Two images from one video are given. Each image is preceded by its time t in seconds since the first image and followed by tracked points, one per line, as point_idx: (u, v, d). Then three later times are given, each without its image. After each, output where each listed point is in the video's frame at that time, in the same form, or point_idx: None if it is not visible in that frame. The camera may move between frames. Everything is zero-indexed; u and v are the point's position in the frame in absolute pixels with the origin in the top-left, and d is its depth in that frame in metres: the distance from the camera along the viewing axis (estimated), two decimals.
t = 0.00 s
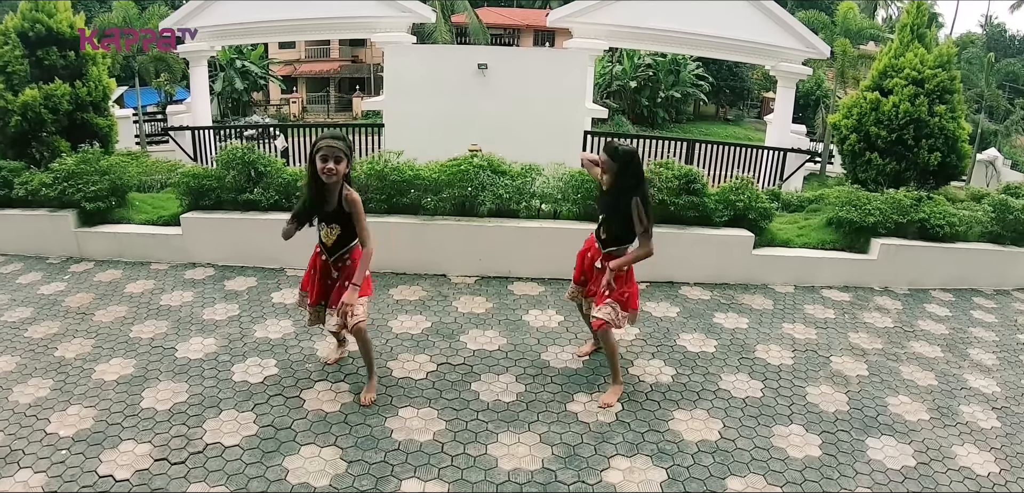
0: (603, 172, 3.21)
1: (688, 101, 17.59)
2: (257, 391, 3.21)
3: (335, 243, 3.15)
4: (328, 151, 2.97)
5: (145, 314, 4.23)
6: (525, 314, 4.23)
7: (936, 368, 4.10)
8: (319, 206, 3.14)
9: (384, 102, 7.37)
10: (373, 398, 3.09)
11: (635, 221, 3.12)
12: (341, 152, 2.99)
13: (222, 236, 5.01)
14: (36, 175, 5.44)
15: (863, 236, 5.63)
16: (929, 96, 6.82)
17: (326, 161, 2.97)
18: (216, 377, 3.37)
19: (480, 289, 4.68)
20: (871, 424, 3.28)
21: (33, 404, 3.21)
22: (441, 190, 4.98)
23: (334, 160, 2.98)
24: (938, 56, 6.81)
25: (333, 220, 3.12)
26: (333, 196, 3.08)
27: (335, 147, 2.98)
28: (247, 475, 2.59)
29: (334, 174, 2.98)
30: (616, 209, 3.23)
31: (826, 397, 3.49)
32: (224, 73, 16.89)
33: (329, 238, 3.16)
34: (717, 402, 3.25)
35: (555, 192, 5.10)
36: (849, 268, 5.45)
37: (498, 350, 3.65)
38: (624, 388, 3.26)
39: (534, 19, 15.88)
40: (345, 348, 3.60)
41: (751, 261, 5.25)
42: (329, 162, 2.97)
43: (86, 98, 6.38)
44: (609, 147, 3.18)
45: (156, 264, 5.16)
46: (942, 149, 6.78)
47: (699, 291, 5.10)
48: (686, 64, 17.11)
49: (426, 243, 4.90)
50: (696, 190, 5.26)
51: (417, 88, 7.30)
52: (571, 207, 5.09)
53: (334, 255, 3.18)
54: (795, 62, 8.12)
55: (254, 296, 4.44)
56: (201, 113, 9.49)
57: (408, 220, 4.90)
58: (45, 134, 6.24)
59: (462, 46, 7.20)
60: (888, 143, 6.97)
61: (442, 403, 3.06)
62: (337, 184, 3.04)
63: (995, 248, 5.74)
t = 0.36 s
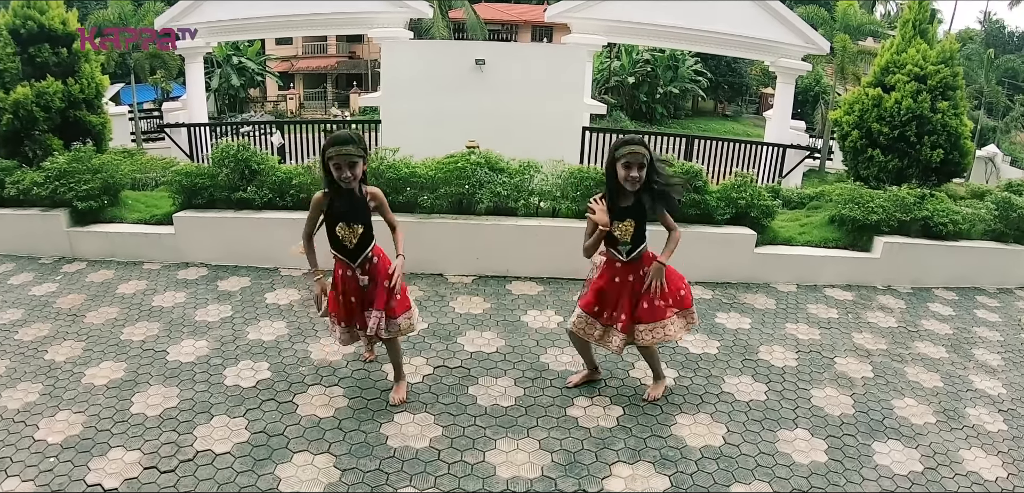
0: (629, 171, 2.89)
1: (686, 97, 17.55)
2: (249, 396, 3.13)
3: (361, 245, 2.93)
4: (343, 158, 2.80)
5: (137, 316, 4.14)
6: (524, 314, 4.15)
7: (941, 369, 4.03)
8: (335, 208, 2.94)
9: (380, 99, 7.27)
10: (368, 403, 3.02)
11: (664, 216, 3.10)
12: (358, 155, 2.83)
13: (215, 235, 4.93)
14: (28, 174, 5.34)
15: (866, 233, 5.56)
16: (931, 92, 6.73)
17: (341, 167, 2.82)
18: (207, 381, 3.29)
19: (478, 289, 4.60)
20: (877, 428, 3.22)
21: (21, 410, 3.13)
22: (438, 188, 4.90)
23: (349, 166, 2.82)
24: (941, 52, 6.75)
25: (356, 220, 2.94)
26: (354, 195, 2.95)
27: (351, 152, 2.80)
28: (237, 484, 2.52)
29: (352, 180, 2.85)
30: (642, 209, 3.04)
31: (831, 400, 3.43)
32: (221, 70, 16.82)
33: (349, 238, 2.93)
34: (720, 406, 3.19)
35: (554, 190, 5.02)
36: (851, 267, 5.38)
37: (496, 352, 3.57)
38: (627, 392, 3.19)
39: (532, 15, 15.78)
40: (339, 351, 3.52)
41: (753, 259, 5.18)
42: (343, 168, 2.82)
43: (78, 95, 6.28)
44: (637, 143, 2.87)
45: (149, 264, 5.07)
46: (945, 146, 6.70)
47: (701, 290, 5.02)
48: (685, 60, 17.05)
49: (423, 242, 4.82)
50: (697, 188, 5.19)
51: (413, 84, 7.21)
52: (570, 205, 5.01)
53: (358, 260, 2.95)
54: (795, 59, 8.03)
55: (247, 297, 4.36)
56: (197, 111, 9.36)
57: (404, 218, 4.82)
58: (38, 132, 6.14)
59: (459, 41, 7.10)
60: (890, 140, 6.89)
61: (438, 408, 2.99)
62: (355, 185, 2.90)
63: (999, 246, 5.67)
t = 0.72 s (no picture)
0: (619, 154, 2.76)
1: (684, 94, 17.53)
2: (243, 401, 3.07)
3: (341, 289, 2.79)
4: (323, 188, 2.70)
5: (130, 318, 4.07)
6: (522, 315, 4.09)
7: (945, 369, 3.98)
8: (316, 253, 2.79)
9: (377, 97, 7.21)
10: (363, 408, 2.96)
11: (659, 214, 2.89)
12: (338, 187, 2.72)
13: (209, 235, 4.86)
14: (20, 175, 5.26)
15: (867, 232, 5.50)
16: (932, 89, 6.70)
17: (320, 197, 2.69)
18: (200, 386, 3.23)
19: (475, 289, 4.54)
20: (882, 431, 3.17)
21: (10, 416, 3.07)
22: (434, 187, 4.84)
23: (331, 197, 2.70)
24: (942, 48, 6.72)
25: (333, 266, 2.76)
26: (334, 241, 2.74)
27: (334, 184, 2.72)
28: None
29: (328, 212, 2.68)
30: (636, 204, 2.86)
31: (834, 402, 3.38)
32: (217, 69, 16.49)
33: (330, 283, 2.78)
34: (723, 410, 3.14)
35: (552, 188, 4.96)
36: (853, 266, 5.33)
37: (494, 354, 3.51)
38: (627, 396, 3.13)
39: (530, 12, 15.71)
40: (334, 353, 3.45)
41: (754, 258, 5.12)
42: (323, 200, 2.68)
43: (71, 95, 6.17)
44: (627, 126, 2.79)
45: (142, 265, 5.00)
46: (946, 143, 6.66)
47: (701, 290, 4.97)
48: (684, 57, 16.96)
49: (419, 242, 4.76)
50: (697, 186, 5.13)
51: (409, 82, 7.14)
52: (568, 204, 4.95)
53: (336, 299, 2.81)
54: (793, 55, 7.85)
55: (241, 299, 4.30)
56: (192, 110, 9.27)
57: (400, 218, 4.76)
58: (31, 132, 6.02)
59: (456, 38, 7.04)
60: (890, 137, 6.84)
61: (435, 413, 2.93)
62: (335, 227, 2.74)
63: (1001, 244, 5.62)
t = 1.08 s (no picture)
0: (613, 120, 2.76)
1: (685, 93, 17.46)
2: (235, 410, 2.99)
3: (348, 243, 2.76)
4: (331, 139, 2.71)
5: (123, 324, 3.99)
6: (523, 320, 4.01)
7: (954, 375, 3.89)
8: (323, 204, 2.78)
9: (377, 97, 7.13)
10: (358, 419, 2.88)
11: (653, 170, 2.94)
12: (345, 137, 2.75)
13: (204, 238, 4.78)
14: (14, 177, 5.18)
15: (874, 234, 5.41)
16: (938, 88, 6.60)
17: (330, 149, 2.71)
18: (192, 395, 3.14)
19: (475, 293, 4.46)
20: (892, 440, 3.08)
21: None
22: (433, 189, 4.77)
23: (338, 149, 2.72)
24: (947, 47, 6.61)
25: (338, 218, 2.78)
26: (342, 191, 2.78)
27: (342, 136, 2.74)
28: None
29: (339, 163, 2.72)
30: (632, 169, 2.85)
31: (842, 411, 3.29)
32: (217, 69, 16.68)
33: (335, 240, 2.77)
34: (729, 420, 3.06)
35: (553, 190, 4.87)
36: (859, 268, 5.23)
37: (494, 362, 3.43)
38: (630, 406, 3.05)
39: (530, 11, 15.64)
40: (330, 360, 3.37)
41: (759, 261, 5.03)
42: (333, 150, 2.71)
43: (66, 96, 6.09)
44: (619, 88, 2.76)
45: (137, 269, 4.92)
46: (952, 143, 6.54)
47: (706, 293, 4.88)
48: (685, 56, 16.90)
49: (417, 245, 4.68)
50: (701, 188, 5.05)
51: (409, 81, 7.06)
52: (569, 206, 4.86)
53: (347, 263, 2.77)
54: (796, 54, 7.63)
55: (236, 303, 4.22)
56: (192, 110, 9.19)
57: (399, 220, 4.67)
58: (26, 133, 5.94)
59: (456, 37, 6.95)
60: (896, 137, 6.74)
61: (433, 423, 2.85)
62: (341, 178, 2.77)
63: (1009, 246, 5.52)
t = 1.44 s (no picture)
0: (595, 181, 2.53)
1: (690, 92, 17.34)
2: (228, 422, 2.90)
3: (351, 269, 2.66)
4: (333, 171, 2.58)
5: (118, 329, 3.91)
6: (524, 327, 3.92)
7: (966, 383, 3.78)
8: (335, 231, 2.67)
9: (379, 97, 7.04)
10: (354, 431, 2.79)
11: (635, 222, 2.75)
12: (347, 169, 2.63)
13: (201, 242, 4.70)
14: (10, 180, 5.11)
15: (883, 237, 5.30)
16: (947, 88, 6.46)
17: (331, 181, 2.59)
18: (184, 405, 3.06)
19: (476, 299, 4.37)
20: (904, 453, 2.97)
21: None
22: (433, 192, 4.68)
23: (340, 181, 2.61)
24: (957, 46, 6.43)
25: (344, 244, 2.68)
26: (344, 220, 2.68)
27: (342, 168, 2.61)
28: None
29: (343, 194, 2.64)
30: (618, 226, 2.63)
31: (853, 422, 3.19)
32: (220, 69, 16.69)
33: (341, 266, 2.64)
34: (737, 432, 2.97)
35: (555, 193, 4.78)
36: (869, 272, 5.12)
37: (495, 371, 3.34)
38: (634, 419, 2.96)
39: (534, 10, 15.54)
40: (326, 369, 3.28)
41: (766, 265, 4.93)
42: (334, 183, 2.60)
43: (64, 97, 6.02)
44: (600, 144, 2.50)
45: (133, 273, 4.83)
46: (962, 144, 6.43)
47: (712, 298, 4.78)
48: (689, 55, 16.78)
49: (417, 249, 4.59)
50: (708, 190, 4.95)
51: (411, 80, 6.97)
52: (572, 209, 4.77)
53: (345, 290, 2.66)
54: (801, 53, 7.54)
55: (232, 309, 4.14)
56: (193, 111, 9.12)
57: (398, 224, 4.59)
58: (23, 135, 5.86)
59: (459, 36, 6.85)
60: (905, 138, 6.62)
61: (430, 436, 2.76)
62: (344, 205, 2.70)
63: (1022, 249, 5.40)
